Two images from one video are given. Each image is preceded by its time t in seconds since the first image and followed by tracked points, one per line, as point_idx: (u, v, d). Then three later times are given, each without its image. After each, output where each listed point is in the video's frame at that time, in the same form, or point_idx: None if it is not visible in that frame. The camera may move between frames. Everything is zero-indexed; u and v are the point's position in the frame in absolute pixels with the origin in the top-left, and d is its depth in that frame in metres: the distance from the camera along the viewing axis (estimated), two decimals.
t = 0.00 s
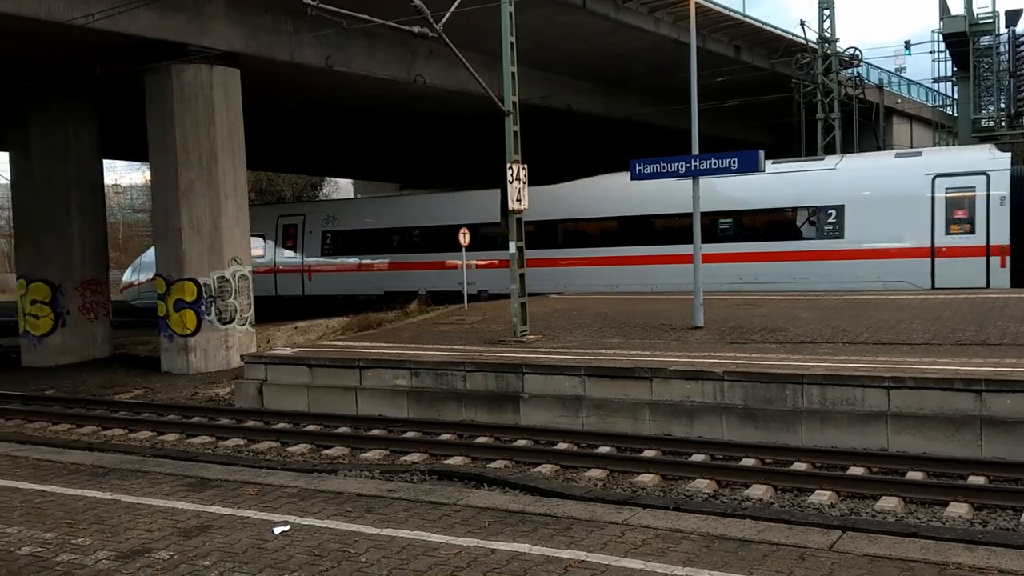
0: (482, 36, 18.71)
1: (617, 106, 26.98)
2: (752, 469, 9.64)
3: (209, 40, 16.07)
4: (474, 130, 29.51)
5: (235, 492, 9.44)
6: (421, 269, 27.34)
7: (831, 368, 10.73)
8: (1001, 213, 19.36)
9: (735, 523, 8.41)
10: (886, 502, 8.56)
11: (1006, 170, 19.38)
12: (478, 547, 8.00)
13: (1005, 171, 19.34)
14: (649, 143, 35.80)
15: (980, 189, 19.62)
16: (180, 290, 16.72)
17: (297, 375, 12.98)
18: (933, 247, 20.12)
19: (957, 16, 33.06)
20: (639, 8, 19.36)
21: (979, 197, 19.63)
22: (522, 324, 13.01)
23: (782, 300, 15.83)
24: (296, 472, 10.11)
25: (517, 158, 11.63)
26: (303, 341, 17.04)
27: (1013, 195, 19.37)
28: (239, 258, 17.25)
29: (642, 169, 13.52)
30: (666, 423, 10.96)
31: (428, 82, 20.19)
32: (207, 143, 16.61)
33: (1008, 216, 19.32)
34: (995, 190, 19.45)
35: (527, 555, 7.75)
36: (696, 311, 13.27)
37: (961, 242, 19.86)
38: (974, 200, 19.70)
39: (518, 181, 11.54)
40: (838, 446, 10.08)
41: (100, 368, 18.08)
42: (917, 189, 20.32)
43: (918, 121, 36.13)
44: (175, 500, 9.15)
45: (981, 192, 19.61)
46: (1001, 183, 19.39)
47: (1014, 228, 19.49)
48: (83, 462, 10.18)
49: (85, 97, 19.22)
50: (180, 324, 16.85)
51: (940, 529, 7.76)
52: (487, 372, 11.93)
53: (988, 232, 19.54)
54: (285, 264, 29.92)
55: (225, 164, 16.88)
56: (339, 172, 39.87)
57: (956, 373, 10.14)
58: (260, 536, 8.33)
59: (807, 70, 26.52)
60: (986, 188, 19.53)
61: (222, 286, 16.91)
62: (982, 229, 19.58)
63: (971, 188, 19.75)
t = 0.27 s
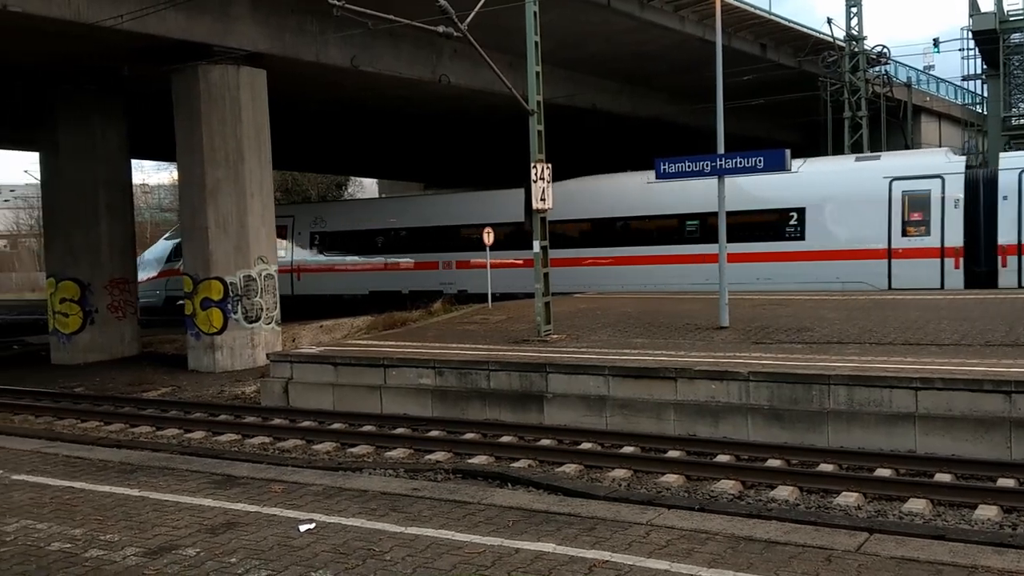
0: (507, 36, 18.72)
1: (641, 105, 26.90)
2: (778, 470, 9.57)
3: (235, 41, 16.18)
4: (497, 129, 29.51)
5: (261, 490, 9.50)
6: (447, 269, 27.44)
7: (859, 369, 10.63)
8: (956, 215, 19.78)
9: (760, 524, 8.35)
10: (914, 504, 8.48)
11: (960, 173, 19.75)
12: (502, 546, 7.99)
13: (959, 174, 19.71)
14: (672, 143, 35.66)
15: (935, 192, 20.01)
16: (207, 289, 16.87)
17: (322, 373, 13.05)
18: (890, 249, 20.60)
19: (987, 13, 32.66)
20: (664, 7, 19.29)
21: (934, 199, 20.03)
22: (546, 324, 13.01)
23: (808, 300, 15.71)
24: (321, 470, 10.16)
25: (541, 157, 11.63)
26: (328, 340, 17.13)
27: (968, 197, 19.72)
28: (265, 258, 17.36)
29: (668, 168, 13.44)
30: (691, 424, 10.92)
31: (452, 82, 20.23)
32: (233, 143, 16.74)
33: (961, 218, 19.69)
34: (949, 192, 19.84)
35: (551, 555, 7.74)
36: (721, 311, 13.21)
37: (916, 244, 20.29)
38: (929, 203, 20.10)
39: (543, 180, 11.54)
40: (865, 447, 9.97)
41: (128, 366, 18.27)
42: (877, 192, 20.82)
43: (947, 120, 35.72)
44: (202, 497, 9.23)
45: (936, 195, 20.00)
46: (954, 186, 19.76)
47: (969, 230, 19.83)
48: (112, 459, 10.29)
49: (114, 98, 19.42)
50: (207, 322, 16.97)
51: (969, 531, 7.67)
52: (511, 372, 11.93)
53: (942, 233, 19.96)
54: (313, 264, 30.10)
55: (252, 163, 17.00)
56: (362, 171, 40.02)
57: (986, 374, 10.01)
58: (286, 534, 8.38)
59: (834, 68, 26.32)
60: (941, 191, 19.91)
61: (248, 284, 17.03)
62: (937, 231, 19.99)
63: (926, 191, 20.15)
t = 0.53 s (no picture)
0: (531, 35, 18.71)
1: (665, 104, 26.80)
2: (805, 471, 9.49)
3: (261, 41, 16.29)
4: (520, 128, 29.49)
5: (288, 487, 9.56)
6: (472, 268, 27.47)
7: (887, 369, 10.51)
8: (910, 217, 20.54)
9: (787, 526, 8.28)
10: (943, 506, 8.38)
11: (915, 177, 20.60)
12: (527, 545, 7.98)
13: (914, 177, 20.56)
14: (696, 142, 35.50)
15: (891, 194, 20.85)
16: (234, 288, 16.99)
17: (347, 372, 13.10)
18: (849, 250, 21.51)
19: (1019, 9, 32.19)
20: (689, 5, 19.21)
21: (890, 202, 20.88)
22: (570, 323, 12.99)
23: (836, 299, 15.56)
24: (346, 469, 10.20)
25: (565, 156, 11.64)
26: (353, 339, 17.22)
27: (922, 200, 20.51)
28: (291, 257, 17.46)
29: (693, 166, 13.41)
30: (717, 424, 10.86)
31: (477, 81, 20.25)
32: (260, 142, 16.84)
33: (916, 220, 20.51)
34: (905, 195, 20.65)
35: (575, 554, 7.72)
36: (747, 310, 13.14)
37: (873, 245, 21.19)
38: (886, 205, 20.95)
39: (568, 179, 11.54)
40: (893, 448, 9.84)
41: (155, 364, 18.43)
42: (837, 196, 21.72)
43: (977, 117, 35.26)
44: (230, 494, 9.30)
45: (892, 198, 20.83)
46: (910, 189, 20.59)
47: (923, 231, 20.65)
48: (141, 456, 10.38)
49: (142, 97, 19.57)
50: (233, 321, 17.08)
51: (1000, 534, 7.57)
52: (536, 371, 11.91)
53: (898, 235, 20.81)
54: (336, 262, 30.14)
55: (278, 163, 17.09)
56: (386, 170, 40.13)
57: (1018, 375, 9.85)
58: (312, 531, 8.42)
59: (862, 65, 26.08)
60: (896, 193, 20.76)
61: (275, 283, 17.14)
62: (893, 233, 20.85)
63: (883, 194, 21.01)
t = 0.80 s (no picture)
0: (558, 33, 18.70)
1: (692, 102, 26.68)
2: (834, 472, 9.40)
3: (289, 40, 16.39)
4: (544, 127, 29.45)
5: (316, 484, 9.60)
6: (498, 267, 27.50)
7: (917, 369, 10.38)
8: (869, 218, 21.66)
9: (816, 526, 8.21)
10: (974, 507, 8.28)
11: (876, 179, 21.68)
12: (554, 544, 7.97)
13: (873, 180, 21.68)
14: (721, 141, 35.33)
15: (852, 196, 21.94)
16: (262, 285, 17.07)
17: (374, 370, 13.15)
18: (810, 250, 22.58)
19: None
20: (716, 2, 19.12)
21: (851, 204, 21.97)
22: (596, 322, 12.97)
23: (866, 298, 15.42)
24: (374, 466, 10.25)
25: (591, 154, 11.64)
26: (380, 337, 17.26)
27: (881, 202, 21.58)
28: (318, 255, 17.55)
29: (720, 164, 13.36)
30: (744, 423, 10.79)
31: (503, 80, 20.26)
32: (288, 141, 16.94)
33: (874, 221, 21.61)
34: (865, 198, 21.73)
35: (603, 553, 7.69)
36: (775, 310, 13.06)
37: (833, 246, 22.28)
38: (847, 207, 22.04)
39: (593, 178, 11.52)
40: (924, 449, 9.71)
41: (182, 361, 18.59)
42: (798, 198, 22.76)
43: (1009, 115, 34.81)
44: (259, 491, 9.35)
45: (853, 200, 21.92)
46: (869, 191, 21.68)
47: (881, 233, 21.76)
48: (171, 452, 10.47)
49: (172, 97, 19.74)
50: (261, 319, 17.18)
51: None
52: (561, 370, 11.87)
53: (857, 237, 21.93)
54: (364, 261, 30.30)
55: (306, 161, 17.18)
56: (409, 169, 40.25)
57: None
58: (340, 528, 8.45)
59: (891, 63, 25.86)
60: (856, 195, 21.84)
61: (302, 282, 17.23)
62: (852, 233, 21.96)
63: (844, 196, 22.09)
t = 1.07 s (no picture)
0: (585, 32, 18.67)
1: (718, 102, 26.55)
2: (862, 473, 9.31)
3: (317, 41, 16.50)
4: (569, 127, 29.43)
5: (343, 482, 9.65)
6: (522, 266, 27.38)
7: (948, 370, 10.26)
8: (830, 221, 21.70)
9: (845, 528, 8.13)
10: (1006, 510, 8.17)
11: (836, 183, 21.70)
12: (581, 544, 7.94)
13: (832, 184, 21.70)
14: (746, 141, 35.15)
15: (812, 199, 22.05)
16: (289, 285, 17.18)
17: (401, 369, 13.19)
18: (772, 252, 22.82)
19: None
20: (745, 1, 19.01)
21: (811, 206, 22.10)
22: (622, 322, 12.95)
23: (896, 299, 15.27)
24: (401, 464, 10.28)
25: (618, 154, 11.62)
26: (407, 336, 17.33)
27: (839, 205, 21.60)
28: (346, 254, 17.64)
29: (748, 164, 13.26)
30: (772, 424, 10.72)
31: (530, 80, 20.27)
32: (316, 142, 17.03)
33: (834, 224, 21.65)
34: (824, 200, 21.81)
35: (631, 554, 7.66)
36: (803, 310, 12.98)
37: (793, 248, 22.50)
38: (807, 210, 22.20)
39: (620, 177, 11.51)
40: (954, 450, 9.61)
41: (210, 360, 18.74)
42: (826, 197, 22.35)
43: None
44: (288, 489, 9.41)
45: (813, 202, 22.02)
46: (829, 194, 21.78)
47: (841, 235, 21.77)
48: (200, 450, 10.55)
49: (201, 98, 19.91)
50: (289, 317, 17.30)
51: None
52: (587, 370, 11.84)
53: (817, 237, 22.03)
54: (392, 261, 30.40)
55: (334, 162, 17.27)
56: (433, 168, 40.40)
57: None
58: (369, 526, 8.48)
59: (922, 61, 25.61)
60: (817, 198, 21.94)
61: (329, 281, 17.32)
62: (812, 235, 22.06)
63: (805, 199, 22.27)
